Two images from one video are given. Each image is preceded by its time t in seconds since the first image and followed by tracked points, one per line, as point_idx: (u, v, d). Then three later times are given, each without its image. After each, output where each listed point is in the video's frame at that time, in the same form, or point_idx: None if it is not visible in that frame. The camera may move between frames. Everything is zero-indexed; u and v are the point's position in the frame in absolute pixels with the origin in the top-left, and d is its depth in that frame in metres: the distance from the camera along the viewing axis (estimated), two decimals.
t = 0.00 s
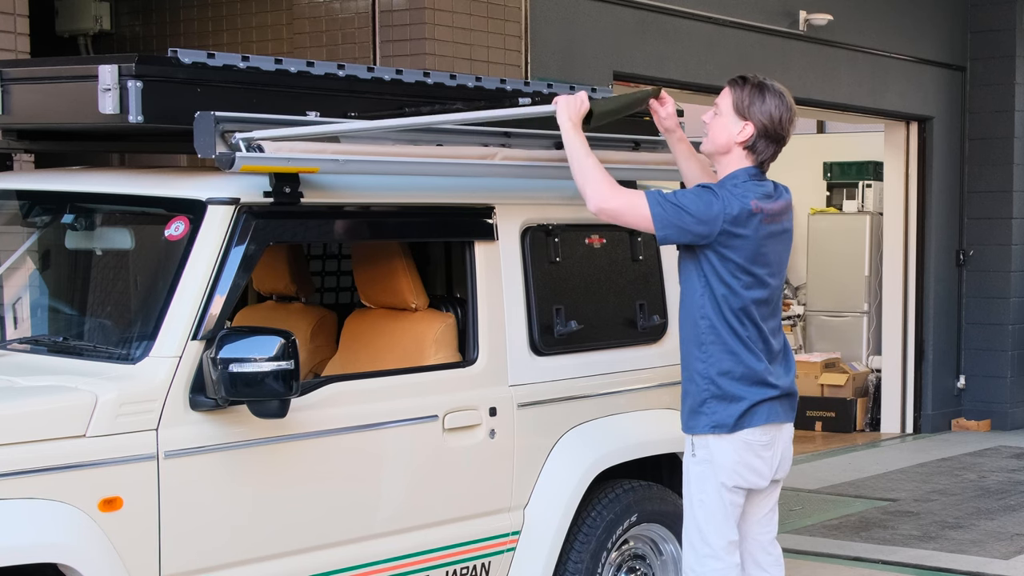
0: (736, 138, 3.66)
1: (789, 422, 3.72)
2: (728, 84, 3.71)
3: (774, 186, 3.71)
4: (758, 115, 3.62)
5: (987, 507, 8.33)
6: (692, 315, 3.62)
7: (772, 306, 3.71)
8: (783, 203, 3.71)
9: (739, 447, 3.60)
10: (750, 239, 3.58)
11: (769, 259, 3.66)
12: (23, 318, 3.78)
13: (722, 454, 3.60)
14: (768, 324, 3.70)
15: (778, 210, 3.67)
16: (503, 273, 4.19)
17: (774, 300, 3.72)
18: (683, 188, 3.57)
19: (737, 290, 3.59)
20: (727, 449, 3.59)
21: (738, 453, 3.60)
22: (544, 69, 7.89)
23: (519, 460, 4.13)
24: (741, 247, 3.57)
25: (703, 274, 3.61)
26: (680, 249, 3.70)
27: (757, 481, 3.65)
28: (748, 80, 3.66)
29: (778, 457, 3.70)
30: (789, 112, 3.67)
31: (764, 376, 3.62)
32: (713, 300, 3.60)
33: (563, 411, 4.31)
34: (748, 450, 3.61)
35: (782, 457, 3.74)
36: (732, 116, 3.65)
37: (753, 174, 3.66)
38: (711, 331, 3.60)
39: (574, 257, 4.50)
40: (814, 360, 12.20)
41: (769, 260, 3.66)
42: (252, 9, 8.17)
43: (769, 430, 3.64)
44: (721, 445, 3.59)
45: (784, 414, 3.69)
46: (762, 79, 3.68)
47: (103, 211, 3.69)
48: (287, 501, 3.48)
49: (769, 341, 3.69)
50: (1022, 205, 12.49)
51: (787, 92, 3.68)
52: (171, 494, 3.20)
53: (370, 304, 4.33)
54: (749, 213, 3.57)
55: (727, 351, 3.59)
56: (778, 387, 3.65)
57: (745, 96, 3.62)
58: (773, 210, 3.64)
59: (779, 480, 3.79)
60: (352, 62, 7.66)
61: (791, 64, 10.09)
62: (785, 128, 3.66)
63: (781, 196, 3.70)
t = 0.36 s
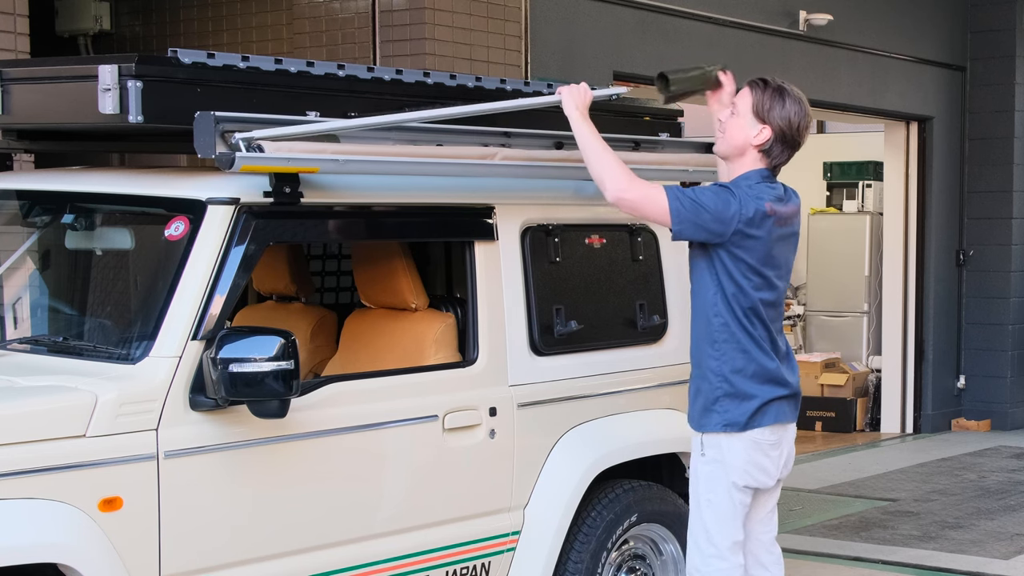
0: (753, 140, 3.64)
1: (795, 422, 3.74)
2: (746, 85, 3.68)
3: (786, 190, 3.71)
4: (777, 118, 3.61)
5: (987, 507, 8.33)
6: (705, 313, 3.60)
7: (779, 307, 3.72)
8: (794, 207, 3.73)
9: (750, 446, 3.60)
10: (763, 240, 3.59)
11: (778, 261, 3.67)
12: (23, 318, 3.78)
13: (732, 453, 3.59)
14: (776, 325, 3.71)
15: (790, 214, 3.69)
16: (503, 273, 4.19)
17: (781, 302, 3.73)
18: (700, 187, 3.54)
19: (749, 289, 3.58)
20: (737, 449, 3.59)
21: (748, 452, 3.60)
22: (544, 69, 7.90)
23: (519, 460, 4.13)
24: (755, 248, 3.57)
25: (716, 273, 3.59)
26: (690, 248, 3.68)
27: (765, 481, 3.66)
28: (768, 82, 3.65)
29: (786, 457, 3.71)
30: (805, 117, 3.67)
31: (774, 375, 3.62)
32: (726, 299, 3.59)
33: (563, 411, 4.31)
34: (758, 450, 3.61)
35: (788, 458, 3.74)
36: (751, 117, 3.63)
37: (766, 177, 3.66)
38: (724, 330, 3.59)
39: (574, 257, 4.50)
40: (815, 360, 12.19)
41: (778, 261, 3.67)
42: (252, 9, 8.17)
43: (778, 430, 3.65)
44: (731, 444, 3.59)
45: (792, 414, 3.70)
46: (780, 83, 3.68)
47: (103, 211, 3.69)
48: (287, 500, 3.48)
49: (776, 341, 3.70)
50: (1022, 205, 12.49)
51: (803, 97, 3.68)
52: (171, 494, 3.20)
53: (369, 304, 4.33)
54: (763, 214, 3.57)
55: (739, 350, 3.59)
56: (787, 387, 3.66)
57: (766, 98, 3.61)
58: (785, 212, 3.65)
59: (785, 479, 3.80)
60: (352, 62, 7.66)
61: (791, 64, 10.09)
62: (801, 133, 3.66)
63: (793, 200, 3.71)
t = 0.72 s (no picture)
0: (760, 141, 3.66)
1: (790, 428, 3.71)
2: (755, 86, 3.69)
3: (793, 192, 3.72)
4: (784, 119, 3.61)
5: (987, 507, 8.33)
6: (702, 310, 3.62)
7: (781, 310, 3.70)
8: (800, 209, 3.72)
9: (738, 449, 3.59)
10: (764, 240, 3.58)
11: (781, 262, 3.65)
12: (23, 318, 3.78)
13: (720, 454, 3.59)
14: (777, 327, 3.70)
15: (794, 215, 3.67)
16: (503, 273, 4.19)
17: (784, 304, 3.71)
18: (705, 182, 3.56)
19: (747, 289, 3.58)
20: (727, 450, 3.59)
21: (737, 454, 3.59)
22: (544, 69, 7.89)
23: (519, 460, 4.13)
24: (755, 247, 3.57)
25: (716, 271, 3.60)
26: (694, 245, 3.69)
27: (755, 486, 3.64)
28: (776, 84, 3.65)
29: (778, 462, 3.69)
30: (813, 119, 3.67)
31: (768, 378, 3.61)
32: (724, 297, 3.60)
33: (563, 411, 4.30)
34: (747, 453, 3.60)
35: (780, 464, 3.73)
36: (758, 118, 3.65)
37: (773, 178, 3.67)
38: (719, 328, 3.60)
39: (574, 257, 4.50)
40: (815, 360, 12.19)
41: (781, 263, 3.65)
42: (252, 9, 8.17)
43: (770, 435, 3.64)
44: (719, 445, 3.59)
45: (786, 418, 3.68)
46: (788, 84, 3.68)
47: (103, 211, 3.69)
48: (287, 500, 3.48)
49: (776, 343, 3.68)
50: (1022, 205, 12.48)
51: (812, 99, 3.68)
52: (171, 493, 3.20)
53: (370, 304, 4.33)
54: (765, 214, 3.57)
55: (734, 349, 3.59)
56: (782, 391, 3.65)
57: (772, 99, 3.61)
58: (789, 213, 3.64)
59: (778, 485, 3.79)
60: (352, 62, 7.66)
61: (791, 64, 10.09)
62: (809, 134, 3.66)
63: (798, 202, 3.70)
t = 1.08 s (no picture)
0: (735, 137, 3.65)
1: (782, 423, 3.72)
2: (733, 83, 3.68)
3: (776, 188, 3.71)
4: (759, 115, 3.59)
5: (987, 507, 8.33)
6: (688, 311, 3.61)
7: (766, 304, 3.71)
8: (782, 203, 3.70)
9: (734, 450, 3.60)
10: (746, 236, 3.57)
11: (764, 257, 3.65)
12: (23, 318, 3.78)
13: (715, 457, 3.60)
14: (763, 322, 3.70)
15: (774, 209, 3.65)
16: (503, 273, 4.19)
17: (768, 298, 3.72)
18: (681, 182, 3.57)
19: (732, 287, 3.58)
20: (722, 452, 3.60)
21: (732, 456, 3.60)
22: (544, 70, 7.90)
23: (519, 460, 4.13)
24: (737, 244, 3.57)
25: (700, 271, 3.60)
26: (676, 245, 3.69)
27: (752, 487, 3.65)
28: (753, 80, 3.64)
29: (772, 460, 3.70)
30: (791, 115, 3.63)
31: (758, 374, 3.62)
32: (709, 297, 3.59)
33: (563, 411, 4.31)
34: (743, 454, 3.61)
35: (777, 463, 3.74)
36: (733, 114, 3.64)
37: (753, 175, 3.65)
38: (707, 328, 3.59)
39: (574, 257, 4.50)
40: (814, 360, 12.19)
41: (764, 257, 3.65)
42: (252, 9, 8.17)
43: (763, 433, 3.64)
44: (714, 447, 3.60)
45: (778, 414, 3.69)
46: (767, 81, 3.66)
47: (103, 211, 3.69)
48: (287, 501, 3.48)
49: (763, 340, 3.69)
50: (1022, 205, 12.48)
51: (791, 95, 3.65)
52: (171, 493, 3.20)
53: (370, 304, 4.33)
54: (745, 210, 3.56)
55: (722, 349, 3.59)
56: (772, 387, 3.66)
57: (747, 96, 3.60)
58: (771, 208, 3.63)
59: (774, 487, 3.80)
60: (352, 62, 7.66)
61: (791, 64, 10.09)
62: (786, 130, 3.62)
63: (780, 197, 3.69)
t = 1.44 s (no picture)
0: (724, 137, 3.64)
1: (781, 420, 3.73)
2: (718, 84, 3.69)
3: (767, 188, 3.70)
4: (745, 114, 3.59)
5: (987, 507, 8.33)
6: (685, 319, 3.61)
7: (763, 304, 3.71)
8: (773, 200, 3.69)
9: (734, 451, 3.60)
10: (739, 239, 3.57)
11: (758, 258, 3.65)
12: (23, 318, 3.78)
13: (715, 458, 3.59)
14: (762, 321, 3.70)
15: (766, 208, 3.65)
16: (503, 273, 4.19)
17: (765, 298, 3.72)
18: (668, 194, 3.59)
19: (727, 291, 3.58)
20: (722, 454, 3.59)
21: (733, 457, 3.60)
22: (544, 69, 7.89)
23: (519, 460, 4.13)
24: (729, 248, 3.56)
25: (695, 278, 3.60)
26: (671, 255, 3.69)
27: (752, 486, 3.64)
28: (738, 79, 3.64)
29: (771, 458, 3.70)
30: (779, 112, 3.63)
31: (756, 375, 3.63)
32: (705, 304, 3.59)
33: (563, 411, 4.31)
34: (743, 455, 3.61)
35: (776, 461, 3.73)
36: (720, 115, 3.64)
37: (743, 175, 3.64)
38: (704, 335, 3.59)
39: (574, 257, 4.50)
40: (814, 360, 12.19)
41: (759, 258, 3.65)
42: (252, 9, 8.17)
43: (762, 433, 3.64)
44: (714, 449, 3.59)
45: (777, 413, 3.70)
46: (753, 79, 3.66)
47: (103, 211, 3.69)
48: (287, 501, 3.48)
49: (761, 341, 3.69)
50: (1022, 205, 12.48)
51: (777, 92, 3.65)
52: (171, 493, 3.20)
53: (370, 304, 4.33)
54: (735, 213, 3.56)
55: (720, 355, 3.59)
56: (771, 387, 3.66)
57: (733, 95, 3.60)
58: (762, 207, 3.62)
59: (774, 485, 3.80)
60: (352, 62, 7.66)
61: (791, 64, 10.09)
62: (774, 127, 3.62)
63: (772, 195, 3.69)
